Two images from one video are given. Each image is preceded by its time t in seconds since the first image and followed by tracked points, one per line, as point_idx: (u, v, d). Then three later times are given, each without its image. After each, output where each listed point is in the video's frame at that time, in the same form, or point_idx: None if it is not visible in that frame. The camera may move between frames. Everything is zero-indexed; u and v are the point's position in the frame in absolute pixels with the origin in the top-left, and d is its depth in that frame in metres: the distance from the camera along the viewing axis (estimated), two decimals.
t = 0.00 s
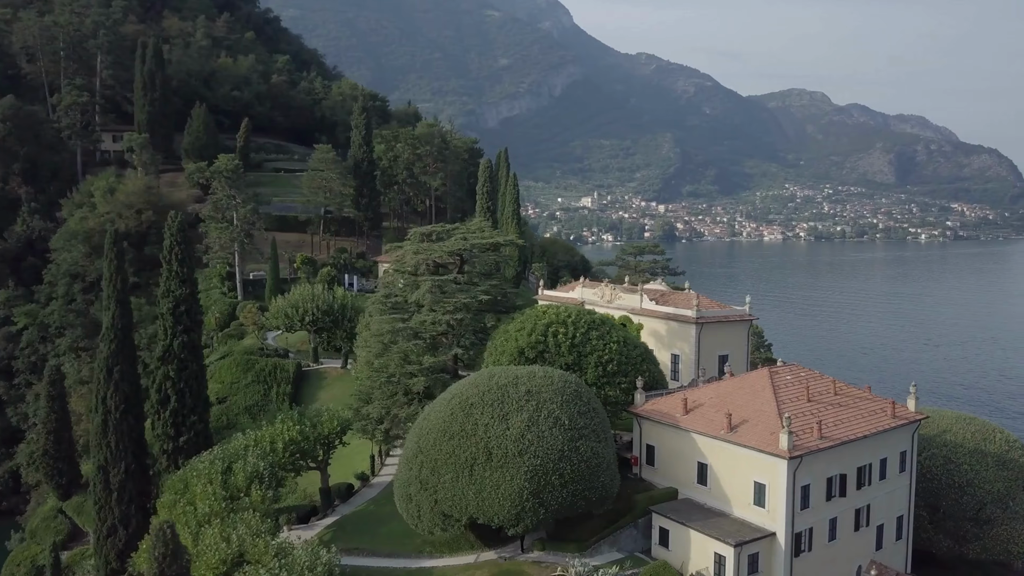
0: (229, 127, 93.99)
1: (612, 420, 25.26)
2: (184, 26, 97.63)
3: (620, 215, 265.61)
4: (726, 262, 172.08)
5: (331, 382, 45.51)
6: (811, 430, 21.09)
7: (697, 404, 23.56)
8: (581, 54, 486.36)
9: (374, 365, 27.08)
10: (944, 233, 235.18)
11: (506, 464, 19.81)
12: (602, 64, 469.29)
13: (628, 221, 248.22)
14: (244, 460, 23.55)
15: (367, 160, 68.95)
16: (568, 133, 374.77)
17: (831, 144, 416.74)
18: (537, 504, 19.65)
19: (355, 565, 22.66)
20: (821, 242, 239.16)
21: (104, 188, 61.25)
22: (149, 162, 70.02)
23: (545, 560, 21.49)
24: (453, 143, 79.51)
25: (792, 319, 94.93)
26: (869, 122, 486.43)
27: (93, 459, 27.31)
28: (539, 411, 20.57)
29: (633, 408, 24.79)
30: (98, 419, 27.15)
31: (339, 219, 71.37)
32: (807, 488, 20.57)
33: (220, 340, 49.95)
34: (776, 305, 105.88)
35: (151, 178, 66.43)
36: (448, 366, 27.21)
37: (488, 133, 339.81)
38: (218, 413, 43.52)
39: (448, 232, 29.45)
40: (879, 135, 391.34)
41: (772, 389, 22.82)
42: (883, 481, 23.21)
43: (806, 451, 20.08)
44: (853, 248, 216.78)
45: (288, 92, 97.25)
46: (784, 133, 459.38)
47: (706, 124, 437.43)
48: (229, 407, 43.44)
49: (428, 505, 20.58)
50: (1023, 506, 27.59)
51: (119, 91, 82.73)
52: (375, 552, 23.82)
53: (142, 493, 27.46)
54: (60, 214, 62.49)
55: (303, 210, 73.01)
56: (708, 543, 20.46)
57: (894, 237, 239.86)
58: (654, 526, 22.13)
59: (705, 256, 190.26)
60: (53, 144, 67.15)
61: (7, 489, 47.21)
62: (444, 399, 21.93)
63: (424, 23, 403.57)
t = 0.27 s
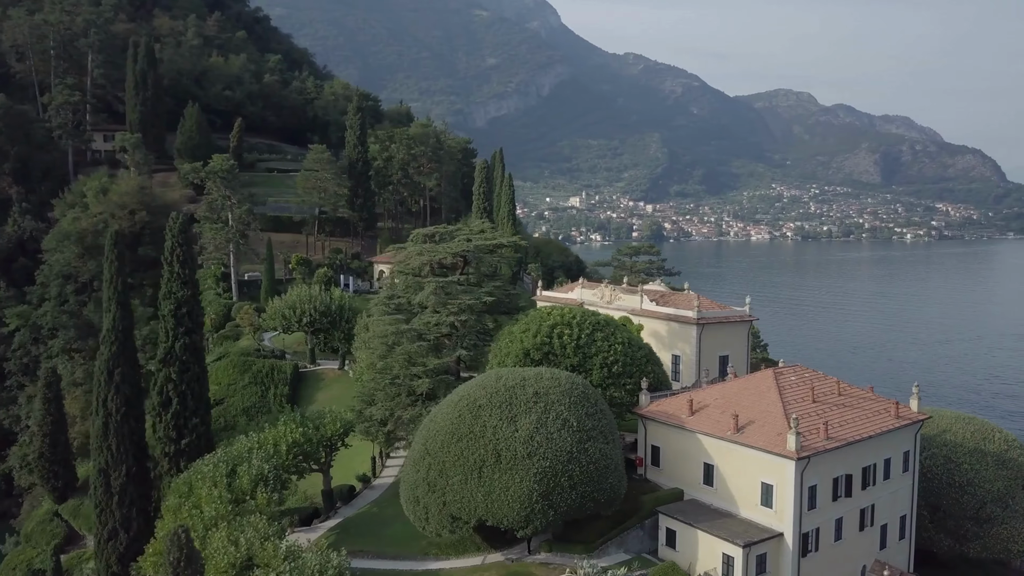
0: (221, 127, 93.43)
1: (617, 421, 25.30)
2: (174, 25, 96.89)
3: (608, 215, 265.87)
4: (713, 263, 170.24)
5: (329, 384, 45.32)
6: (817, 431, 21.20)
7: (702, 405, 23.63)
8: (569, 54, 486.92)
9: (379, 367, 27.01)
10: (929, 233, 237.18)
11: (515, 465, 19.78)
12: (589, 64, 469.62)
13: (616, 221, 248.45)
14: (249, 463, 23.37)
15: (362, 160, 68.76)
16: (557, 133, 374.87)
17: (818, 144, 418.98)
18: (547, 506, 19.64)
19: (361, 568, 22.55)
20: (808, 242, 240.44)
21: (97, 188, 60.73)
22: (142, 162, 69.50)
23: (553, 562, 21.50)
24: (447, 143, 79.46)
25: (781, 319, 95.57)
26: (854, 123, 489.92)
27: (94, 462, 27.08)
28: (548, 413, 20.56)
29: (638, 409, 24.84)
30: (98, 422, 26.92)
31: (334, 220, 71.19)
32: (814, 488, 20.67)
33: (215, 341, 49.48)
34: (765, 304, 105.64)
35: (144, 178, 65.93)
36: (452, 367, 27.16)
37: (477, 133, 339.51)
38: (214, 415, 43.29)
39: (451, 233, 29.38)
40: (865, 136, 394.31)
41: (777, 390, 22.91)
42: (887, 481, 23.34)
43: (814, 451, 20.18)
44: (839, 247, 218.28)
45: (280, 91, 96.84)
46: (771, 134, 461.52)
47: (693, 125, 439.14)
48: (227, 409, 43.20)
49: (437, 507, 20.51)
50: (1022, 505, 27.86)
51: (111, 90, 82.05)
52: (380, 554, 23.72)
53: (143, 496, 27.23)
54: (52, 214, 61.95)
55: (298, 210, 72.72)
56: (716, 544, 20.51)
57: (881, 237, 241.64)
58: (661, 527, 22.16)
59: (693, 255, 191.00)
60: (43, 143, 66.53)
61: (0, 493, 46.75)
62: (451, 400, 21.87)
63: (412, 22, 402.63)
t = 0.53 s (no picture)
0: (213, 127, 92.91)
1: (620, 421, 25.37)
2: (166, 24, 96.24)
3: (596, 215, 266.10)
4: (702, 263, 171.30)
5: (326, 385, 45.19)
6: (821, 431, 21.31)
7: (706, 405, 23.71)
8: (558, 54, 487.53)
9: (382, 368, 26.99)
10: (915, 233, 238.93)
11: (522, 467, 19.79)
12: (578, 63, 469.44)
13: (604, 221, 248.24)
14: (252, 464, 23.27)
15: (357, 161, 68.59)
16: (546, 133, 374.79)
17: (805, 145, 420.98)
18: (554, 507, 19.65)
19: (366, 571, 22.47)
20: (796, 241, 241.58)
21: (89, 188, 60.28)
22: (134, 162, 69.04)
23: (559, 563, 21.50)
24: (441, 143, 79.41)
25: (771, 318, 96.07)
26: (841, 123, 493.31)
27: (94, 464, 26.90)
28: (554, 414, 20.57)
29: (641, 409, 24.92)
30: (98, 425, 26.73)
31: (329, 220, 71.02)
32: (819, 489, 20.77)
33: (210, 342, 49.06)
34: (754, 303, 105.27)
35: (137, 178, 65.48)
36: (455, 369, 27.13)
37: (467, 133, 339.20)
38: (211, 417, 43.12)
39: (453, 233, 29.30)
40: (852, 136, 396.96)
41: (781, 390, 23.00)
42: (890, 481, 23.48)
43: (820, 452, 20.28)
44: (827, 247, 219.65)
45: (273, 91, 96.47)
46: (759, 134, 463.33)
47: (682, 125, 440.72)
48: (224, 410, 43.07)
49: (443, 509, 20.48)
50: (1021, 504, 28.10)
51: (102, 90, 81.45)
52: (384, 556, 23.66)
53: (143, 499, 27.05)
54: (43, 214, 61.48)
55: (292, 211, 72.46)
56: (722, 545, 20.58)
57: (867, 236, 243.25)
58: (667, 527, 22.21)
59: (681, 255, 191.59)
60: (35, 143, 65.97)
61: None
62: (457, 402, 21.85)
63: (401, 22, 401.67)
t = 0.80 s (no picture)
0: (205, 126, 92.40)
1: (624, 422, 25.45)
2: (157, 23, 95.68)
3: (586, 215, 266.37)
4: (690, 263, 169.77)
5: (324, 386, 45.02)
6: (826, 432, 21.41)
7: (710, 406, 23.78)
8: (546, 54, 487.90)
9: (385, 370, 26.98)
10: (902, 233, 240.57)
11: (530, 469, 19.79)
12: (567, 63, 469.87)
13: (593, 221, 248.45)
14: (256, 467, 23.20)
15: (351, 161, 68.44)
16: (536, 133, 374.63)
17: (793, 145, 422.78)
18: (562, 509, 19.66)
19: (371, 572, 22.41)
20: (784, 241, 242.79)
21: (82, 188, 59.86)
22: (127, 162, 68.59)
23: (565, 564, 21.52)
24: (435, 143, 79.34)
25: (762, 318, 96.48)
26: (828, 123, 496.51)
27: (94, 467, 26.68)
28: (561, 416, 20.57)
29: (644, 410, 24.98)
30: (98, 427, 26.53)
31: (324, 220, 70.83)
32: (824, 489, 20.87)
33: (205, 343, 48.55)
34: (745, 303, 104.93)
35: (130, 177, 65.08)
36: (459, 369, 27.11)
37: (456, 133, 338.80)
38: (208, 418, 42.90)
39: (455, 234, 29.22)
40: (839, 137, 399.41)
41: (785, 391, 23.10)
42: (892, 480, 23.61)
43: (825, 452, 20.37)
44: (814, 246, 220.89)
45: (265, 91, 96.08)
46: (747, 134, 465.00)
47: (670, 125, 442.15)
48: (222, 412, 42.91)
49: (450, 511, 20.45)
50: (1020, 503, 28.31)
51: (93, 89, 80.81)
52: (389, 558, 23.59)
53: (143, 501, 26.87)
54: (36, 215, 61.01)
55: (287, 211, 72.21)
56: (728, 545, 20.63)
57: (855, 236, 244.78)
58: (672, 528, 22.25)
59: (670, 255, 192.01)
60: (26, 143, 65.42)
61: None
62: (463, 403, 21.82)
63: (390, 21, 400.75)
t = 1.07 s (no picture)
0: (196, 126, 91.81)
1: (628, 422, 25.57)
2: (146, 22, 94.94)
3: (573, 215, 266.53)
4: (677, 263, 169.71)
5: (320, 388, 44.80)
6: (832, 432, 21.52)
7: (714, 407, 23.88)
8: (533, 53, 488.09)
9: (389, 372, 26.97)
10: (887, 232, 242.47)
11: (538, 470, 19.78)
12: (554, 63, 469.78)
13: (581, 221, 248.48)
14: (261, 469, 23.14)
15: (345, 161, 68.19)
16: (524, 133, 374.23)
17: (780, 146, 425.03)
18: (571, 511, 19.66)
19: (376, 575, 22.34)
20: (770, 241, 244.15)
21: (73, 189, 59.33)
22: (118, 162, 68.00)
23: (573, 565, 21.52)
24: (429, 143, 79.22)
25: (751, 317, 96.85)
26: (813, 124, 500.06)
27: (95, 470, 26.48)
28: (568, 418, 20.57)
29: (649, 411, 25.07)
30: (99, 431, 26.31)
31: (317, 221, 70.61)
32: (831, 489, 20.99)
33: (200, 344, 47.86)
34: (734, 303, 104.90)
35: (122, 178, 64.55)
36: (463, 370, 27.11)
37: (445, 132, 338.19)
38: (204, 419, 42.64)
39: (458, 235, 29.09)
40: (825, 137, 402.15)
41: (790, 391, 23.22)
42: (895, 480, 23.77)
43: (831, 452, 20.48)
44: (800, 246, 222.22)
45: (256, 90, 95.60)
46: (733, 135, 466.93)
47: (657, 125, 443.65)
48: (219, 413, 42.70)
49: (458, 513, 20.42)
50: (1018, 501, 28.53)
51: (83, 88, 80.05)
52: (394, 560, 23.52)
53: (145, 505, 26.69)
54: (26, 215, 60.42)
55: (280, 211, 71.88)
56: (736, 546, 20.71)
57: (840, 236, 246.51)
58: (678, 528, 22.33)
59: (656, 254, 192.47)
60: (15, 143, 64.76)
61: None
62: (469, 405, 21.79)
63: (378, 20, 399.38)
